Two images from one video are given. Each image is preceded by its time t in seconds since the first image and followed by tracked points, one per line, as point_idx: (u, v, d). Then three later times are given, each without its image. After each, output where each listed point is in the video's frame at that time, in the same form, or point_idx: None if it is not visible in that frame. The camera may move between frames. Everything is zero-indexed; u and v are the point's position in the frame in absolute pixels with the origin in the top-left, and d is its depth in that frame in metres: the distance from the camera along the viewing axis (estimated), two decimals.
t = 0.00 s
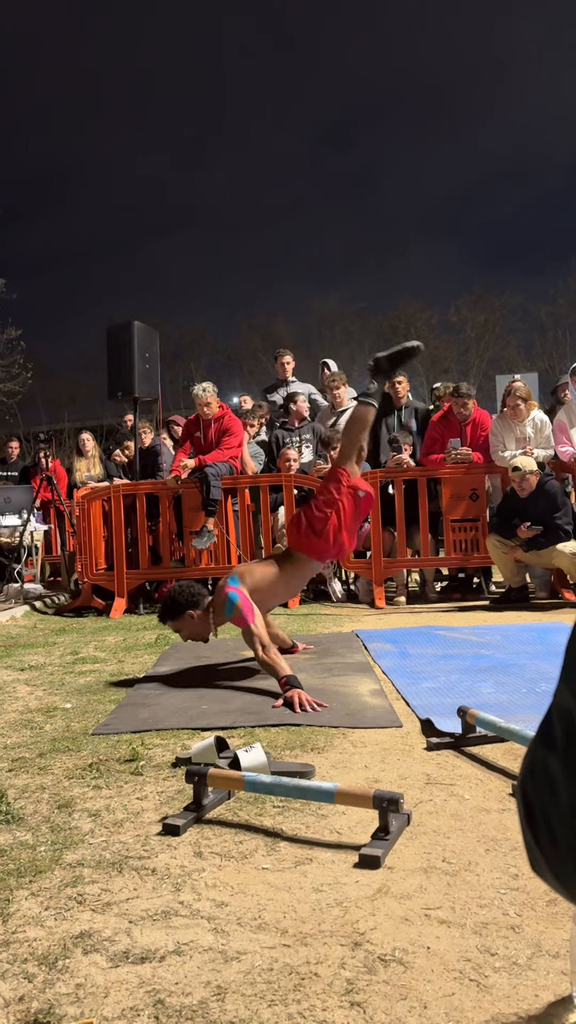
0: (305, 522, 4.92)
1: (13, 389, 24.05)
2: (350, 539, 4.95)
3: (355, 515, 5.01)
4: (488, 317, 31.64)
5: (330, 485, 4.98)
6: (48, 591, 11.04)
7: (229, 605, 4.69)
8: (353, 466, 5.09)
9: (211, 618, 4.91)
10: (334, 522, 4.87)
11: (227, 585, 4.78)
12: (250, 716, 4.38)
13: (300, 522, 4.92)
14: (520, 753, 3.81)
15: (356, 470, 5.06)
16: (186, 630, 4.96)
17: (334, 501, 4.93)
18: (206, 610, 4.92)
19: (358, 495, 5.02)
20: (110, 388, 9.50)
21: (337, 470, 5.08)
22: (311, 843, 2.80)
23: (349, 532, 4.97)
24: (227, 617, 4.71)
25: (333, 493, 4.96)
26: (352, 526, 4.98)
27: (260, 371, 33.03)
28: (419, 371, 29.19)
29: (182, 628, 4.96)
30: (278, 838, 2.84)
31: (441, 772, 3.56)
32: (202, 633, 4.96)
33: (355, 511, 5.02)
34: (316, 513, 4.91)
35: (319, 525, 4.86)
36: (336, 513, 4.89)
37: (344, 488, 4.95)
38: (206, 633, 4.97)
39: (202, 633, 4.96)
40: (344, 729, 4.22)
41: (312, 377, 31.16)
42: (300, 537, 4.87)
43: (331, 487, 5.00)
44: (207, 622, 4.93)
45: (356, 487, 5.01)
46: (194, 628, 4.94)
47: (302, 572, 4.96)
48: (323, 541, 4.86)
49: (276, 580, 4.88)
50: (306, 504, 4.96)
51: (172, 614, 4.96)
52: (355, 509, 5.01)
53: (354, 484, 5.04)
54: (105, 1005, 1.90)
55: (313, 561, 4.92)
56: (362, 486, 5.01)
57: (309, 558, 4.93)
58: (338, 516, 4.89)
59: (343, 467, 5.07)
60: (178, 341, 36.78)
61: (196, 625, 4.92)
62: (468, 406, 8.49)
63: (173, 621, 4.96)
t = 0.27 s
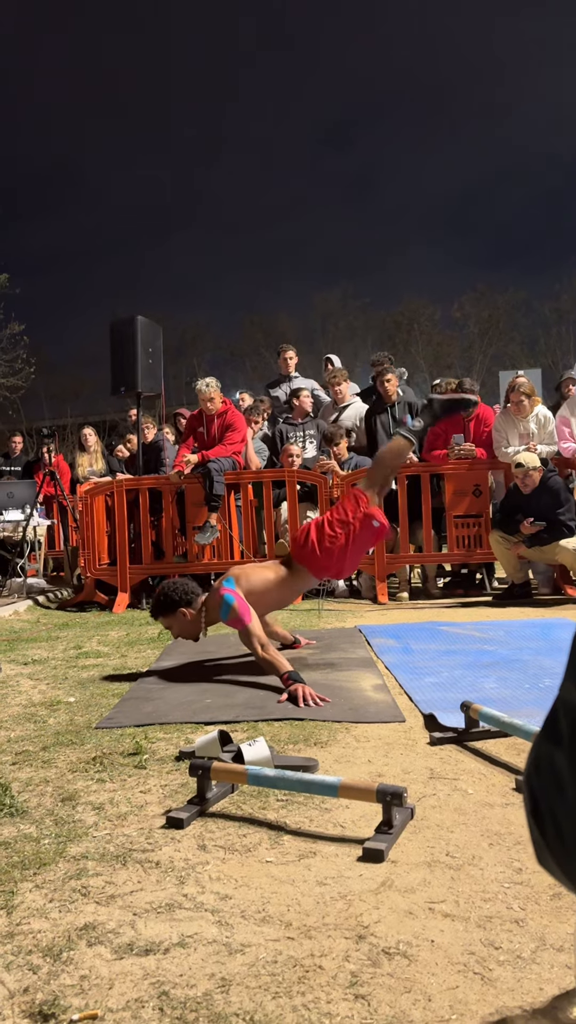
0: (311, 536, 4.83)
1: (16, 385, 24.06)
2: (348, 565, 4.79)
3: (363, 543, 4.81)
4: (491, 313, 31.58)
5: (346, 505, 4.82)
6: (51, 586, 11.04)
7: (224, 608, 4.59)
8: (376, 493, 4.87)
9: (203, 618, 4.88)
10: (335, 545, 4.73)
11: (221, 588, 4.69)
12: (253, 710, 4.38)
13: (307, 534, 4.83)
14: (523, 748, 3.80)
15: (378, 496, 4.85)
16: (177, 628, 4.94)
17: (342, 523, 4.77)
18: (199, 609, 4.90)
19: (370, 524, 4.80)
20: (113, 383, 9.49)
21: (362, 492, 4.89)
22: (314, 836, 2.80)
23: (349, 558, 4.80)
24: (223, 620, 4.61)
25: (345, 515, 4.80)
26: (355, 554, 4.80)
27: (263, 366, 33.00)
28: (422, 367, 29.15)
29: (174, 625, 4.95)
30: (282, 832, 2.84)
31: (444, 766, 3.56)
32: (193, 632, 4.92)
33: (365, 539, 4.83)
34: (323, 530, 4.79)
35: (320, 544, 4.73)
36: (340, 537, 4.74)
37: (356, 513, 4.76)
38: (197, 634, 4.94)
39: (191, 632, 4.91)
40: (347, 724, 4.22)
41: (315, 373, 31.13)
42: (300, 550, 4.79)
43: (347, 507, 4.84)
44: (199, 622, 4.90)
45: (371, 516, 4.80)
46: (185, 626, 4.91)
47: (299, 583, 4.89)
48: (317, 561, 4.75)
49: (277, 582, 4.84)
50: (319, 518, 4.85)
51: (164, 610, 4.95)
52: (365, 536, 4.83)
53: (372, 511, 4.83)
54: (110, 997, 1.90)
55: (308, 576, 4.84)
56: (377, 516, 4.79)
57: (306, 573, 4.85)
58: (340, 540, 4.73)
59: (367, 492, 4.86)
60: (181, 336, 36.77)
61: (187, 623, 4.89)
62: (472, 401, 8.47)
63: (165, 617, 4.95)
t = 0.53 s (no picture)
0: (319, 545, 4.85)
1: (20, 376, 24.05)
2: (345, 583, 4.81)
3: (367, 567, 4.83)
4: (496, 305, 31.47)
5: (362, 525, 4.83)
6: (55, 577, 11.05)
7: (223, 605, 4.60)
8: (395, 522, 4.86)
9: (199, 612, 4.87)
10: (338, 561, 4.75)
11: (220, 585, 4.70)
12: (257, 701, 4.38)
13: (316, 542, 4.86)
14: (528, 740, 3.80)
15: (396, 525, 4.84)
16: (172, 620, 4.91)
17: (352, 542, 4.79)
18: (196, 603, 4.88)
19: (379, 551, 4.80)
20: (117, 373, 9.47)
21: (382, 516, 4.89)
22: (319, 826, 2.80)
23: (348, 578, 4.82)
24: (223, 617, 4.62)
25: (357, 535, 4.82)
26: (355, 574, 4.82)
27: (267, 358, 32.94)
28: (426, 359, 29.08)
29: (169, 618, 4.93)
30: (287, 821, 2.84)
31: (449, 757, 3.56)
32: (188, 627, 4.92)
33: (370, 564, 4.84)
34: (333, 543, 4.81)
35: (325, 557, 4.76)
36: (346, 556, 4.76)
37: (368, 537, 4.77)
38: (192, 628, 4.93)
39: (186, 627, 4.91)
40: (351, 714, 4.22)
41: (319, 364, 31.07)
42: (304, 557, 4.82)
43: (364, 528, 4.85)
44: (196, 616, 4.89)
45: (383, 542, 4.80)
46: (180, 620, 4.90)
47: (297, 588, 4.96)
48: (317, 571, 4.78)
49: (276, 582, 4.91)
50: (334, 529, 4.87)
51: (160, 602, 4.92)
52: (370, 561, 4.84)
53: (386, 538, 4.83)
54: (117, 984, 1.91)
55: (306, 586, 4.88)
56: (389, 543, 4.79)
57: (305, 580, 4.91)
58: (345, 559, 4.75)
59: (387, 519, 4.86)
60: (185, 328, 36.71)
61: (183, 618, 4.88)
62: (476, 393, 8.46)
63: (161, 609, 4.93)
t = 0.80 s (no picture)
0: (329, 557, 4.97)
1: (23, 365, 24.01)
2: (342, 599, 4.93)
3: (367, 589, 4.95)
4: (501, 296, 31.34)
5: (376, 548, 4.93)
6: (58, 566, 11.06)
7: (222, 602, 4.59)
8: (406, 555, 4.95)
9: (197, 606, 4.83)
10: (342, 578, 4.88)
11: (219, 582, 4.69)
12: (261, 690, 4.38)
13: (327, 553, 4.98)
14: (532, 730, 3.79)
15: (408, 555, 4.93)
16: (168, 612, 4.88)
17: (360, 563, 4.91)
18: (194, 597, 4.83)
19: (383, 578, 4.91)
20: (121, 363, 9.43)
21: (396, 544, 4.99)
22: (324, 814, 2.80)
23: (346, 594, 4.95)
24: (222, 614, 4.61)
25: (367, 557, 4.92)
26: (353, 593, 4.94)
27: (271, 348, 32.86)
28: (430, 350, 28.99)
29: (165, 609, 4.89)
30: (292, 810, 2.84)
31: (454, 747, 3.55)
32: (181, 619, 4.89)
33: (371, 588, 4.96)
34: (342, 558, 4.93)
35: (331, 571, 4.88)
36: (351, 575, 4.88)
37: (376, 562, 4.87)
38: (186, 621, 4.90)
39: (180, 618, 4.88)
40: (355, 704, 4.21)
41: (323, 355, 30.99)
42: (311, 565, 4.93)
43: (376, 551, 4.95)
44: (192, 610, 4.85)
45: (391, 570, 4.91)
46: (175, 612, 4.86)
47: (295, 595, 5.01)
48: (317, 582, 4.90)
49: (275, 584, 4.93)
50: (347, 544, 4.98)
51: (157, 593, 4.89)
52: (373, 584, 4.96)
53: (395, 566, 4.93)
54: (123, 971, 1.91)
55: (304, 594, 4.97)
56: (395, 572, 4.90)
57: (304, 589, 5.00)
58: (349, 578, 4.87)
59: (400, 550, 4.95)
60: (188, 317, 36.60)
61: (179, 610, 4.84)
62: (481, 385, 8.37)
63: (158, 599, 4.90)
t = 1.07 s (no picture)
0: (335, 567, 5.03)
1: (26, 355, 23.98)
2: (339, 610, 5.02)
3: (365, 606, 5.04)
4: (505, 287, 31.24)
5: (383, 568, 5.00)
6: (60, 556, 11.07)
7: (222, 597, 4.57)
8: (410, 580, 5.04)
9: (196, 598, 4.82)
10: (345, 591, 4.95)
11: (219, 576, 4.67)
12: (264, 680, 4.37)
13: (334, 563, 5.04)
14: (535, 721, 3.79)
15: (413, 581, 5.01)
16: (167, 600, 4.88)
17: (364, 580, 4.98)
18: (194, 589, 4.82)
19: (384, 598, 5.00)
20: (124, 352, 9.40)
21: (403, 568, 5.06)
22: (327, 803, 2.80)
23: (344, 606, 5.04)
24: (222, 608, 4.58)
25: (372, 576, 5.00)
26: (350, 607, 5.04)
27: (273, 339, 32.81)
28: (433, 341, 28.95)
29: (164, 598, 4.88)
30: (295, 799, 2.84)
31: (457, 737, 3.55)
32: (179, 609, 4.88)
33: (370, 605, 5.06)
34: (348, 571, 5.00)
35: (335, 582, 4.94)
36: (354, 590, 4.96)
37: (381, 580, 4.96)
38: (183, 611, 4.89)
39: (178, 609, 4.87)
40: (358, 694, 4.21)
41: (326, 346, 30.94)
42: (316, 571, 4.99)
43: (382, 570, 5.03)
44: (191, 601, 4.84)
45: (393, 592, 5.00)
46: (173, 601, 4.85)
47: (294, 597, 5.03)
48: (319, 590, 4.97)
49: (275, 582, 4.93)
50: (355, 557, 5.04)
51: (157, 581, 4.88)
52: (372, 601, 5.05)
53: (397, 589, 5.02)
54: (127, 957, 1.91)
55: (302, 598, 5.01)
56: (396, 596, 4.99)
57: (304, 594, 5.04)
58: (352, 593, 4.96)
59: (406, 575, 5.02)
60: (191, 307, 36.54)
61: (177, 601, 4.83)
62: (486, 376, 8.37)
63: (158, 586, 4.89)
